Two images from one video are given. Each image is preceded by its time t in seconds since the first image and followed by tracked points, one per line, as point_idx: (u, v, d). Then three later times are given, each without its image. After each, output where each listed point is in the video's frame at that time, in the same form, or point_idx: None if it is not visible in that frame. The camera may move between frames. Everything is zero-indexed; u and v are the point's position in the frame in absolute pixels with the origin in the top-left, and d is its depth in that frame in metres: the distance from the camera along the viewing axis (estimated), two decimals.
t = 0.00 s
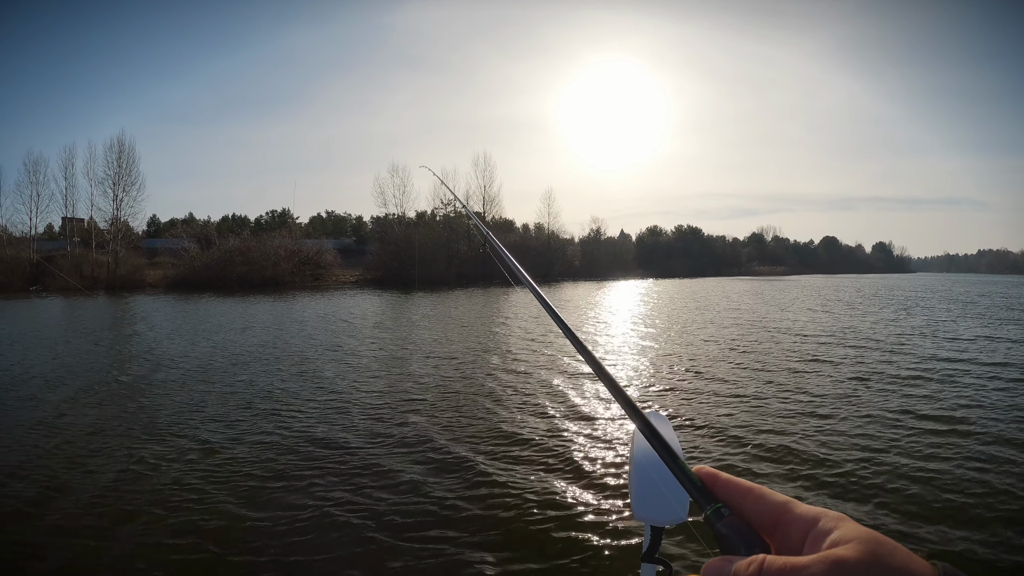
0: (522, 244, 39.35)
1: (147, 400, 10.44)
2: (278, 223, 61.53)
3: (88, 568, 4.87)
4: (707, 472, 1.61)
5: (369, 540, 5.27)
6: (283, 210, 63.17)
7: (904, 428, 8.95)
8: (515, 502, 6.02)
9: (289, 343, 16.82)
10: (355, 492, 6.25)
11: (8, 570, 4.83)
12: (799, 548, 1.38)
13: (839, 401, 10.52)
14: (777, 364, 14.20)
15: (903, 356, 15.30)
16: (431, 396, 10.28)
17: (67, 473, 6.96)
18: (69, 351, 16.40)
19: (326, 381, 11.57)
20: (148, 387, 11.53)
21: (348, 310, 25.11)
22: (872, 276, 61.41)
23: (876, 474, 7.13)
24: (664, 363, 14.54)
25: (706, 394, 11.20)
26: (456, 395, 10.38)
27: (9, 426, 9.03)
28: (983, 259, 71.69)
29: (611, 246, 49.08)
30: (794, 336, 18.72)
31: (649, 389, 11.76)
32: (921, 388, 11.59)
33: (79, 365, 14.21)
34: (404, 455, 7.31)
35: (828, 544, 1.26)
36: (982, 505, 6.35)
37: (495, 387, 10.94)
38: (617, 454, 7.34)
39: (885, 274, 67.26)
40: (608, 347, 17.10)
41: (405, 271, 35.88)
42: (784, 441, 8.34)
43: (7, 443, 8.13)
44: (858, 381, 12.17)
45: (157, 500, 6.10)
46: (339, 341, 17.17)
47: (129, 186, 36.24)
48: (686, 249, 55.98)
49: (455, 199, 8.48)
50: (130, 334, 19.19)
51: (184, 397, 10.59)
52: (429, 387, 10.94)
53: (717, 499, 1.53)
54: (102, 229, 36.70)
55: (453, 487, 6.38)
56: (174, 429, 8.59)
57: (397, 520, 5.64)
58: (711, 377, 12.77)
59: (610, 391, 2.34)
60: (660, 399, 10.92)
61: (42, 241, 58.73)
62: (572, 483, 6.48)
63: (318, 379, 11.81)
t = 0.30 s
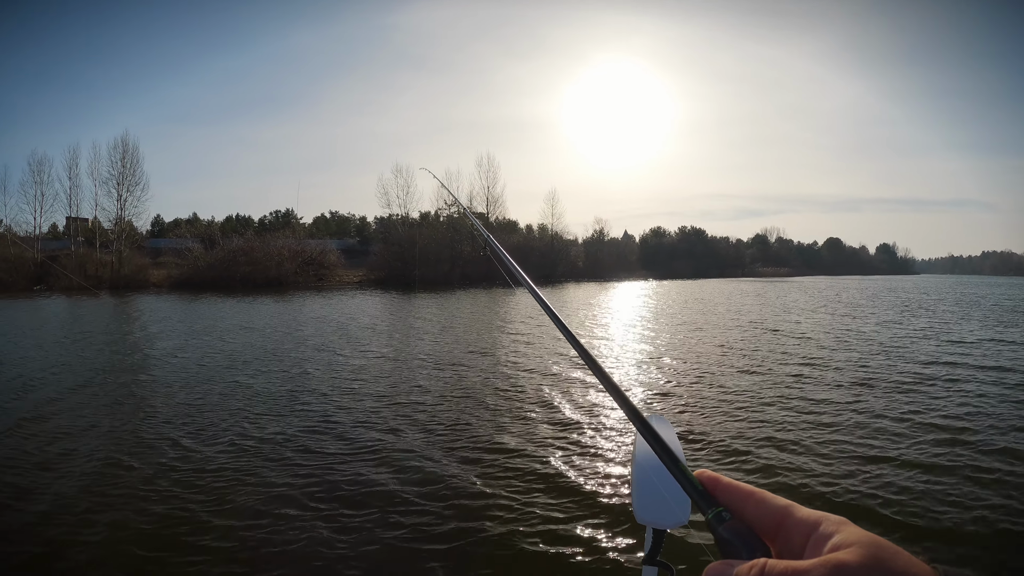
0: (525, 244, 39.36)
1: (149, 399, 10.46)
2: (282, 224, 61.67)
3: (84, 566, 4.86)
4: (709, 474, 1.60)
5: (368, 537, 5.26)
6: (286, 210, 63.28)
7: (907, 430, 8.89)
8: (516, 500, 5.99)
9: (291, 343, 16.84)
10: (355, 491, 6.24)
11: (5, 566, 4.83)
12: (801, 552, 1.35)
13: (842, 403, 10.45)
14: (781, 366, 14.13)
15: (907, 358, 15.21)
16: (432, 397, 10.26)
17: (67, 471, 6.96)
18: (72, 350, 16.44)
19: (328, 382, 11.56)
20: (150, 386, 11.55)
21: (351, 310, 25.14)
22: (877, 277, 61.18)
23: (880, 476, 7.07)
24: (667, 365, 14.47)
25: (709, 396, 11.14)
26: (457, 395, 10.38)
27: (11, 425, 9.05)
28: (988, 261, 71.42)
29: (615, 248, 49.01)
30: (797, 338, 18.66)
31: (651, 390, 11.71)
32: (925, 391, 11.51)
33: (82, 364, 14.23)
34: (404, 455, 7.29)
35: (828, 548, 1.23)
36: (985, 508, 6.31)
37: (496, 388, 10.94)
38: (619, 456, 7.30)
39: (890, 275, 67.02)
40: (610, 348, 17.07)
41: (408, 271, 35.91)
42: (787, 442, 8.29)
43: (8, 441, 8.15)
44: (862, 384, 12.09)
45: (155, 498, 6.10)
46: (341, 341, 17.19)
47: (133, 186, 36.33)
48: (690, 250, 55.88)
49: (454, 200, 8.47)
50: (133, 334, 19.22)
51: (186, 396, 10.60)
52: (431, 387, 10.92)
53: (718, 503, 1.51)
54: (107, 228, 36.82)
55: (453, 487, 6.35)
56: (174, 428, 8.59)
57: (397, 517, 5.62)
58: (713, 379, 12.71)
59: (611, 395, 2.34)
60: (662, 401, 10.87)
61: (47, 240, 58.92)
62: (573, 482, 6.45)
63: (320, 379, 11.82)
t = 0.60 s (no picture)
0: (528, 244, 39.37)
1: (152, 398, 10.50)
2: (285, 223, 61.83)
3: (83, 565, 4.88)
4: (708, 478, 1.63)
5: (367, 537, 5.26)
6: (290, 210, 63.47)
7: (910, 432, 8.85)
8: (515, 500, 5.98)
9: (294, 343, 16.90)
10: (354, 489, 6.24)
11: (5, 565, 4.85)
12: (800, 556, 1.33)
13: (845, 404, 10.41)
14: (784, 366, 14.09)
15: (910, 359, 15.17)
16: (433, 396, 10.25)
17: (67, 470, 6.99)
18: (75, 349, 16.50)
19: (329, 381, 11.56)
20: (152, 385, 11.59)
21: (354, 310, 25.18)
22: (880, 278, 61.03)
23: (881, 477, 7.04)
24: (669, 365, 14.44)
25: (711, 396, 11.12)
26: (459, 394, 10.40)
27: (13, 423, 9.09)
28: (991, 263, 71.34)
29: (618, 248, 48.99)
30: (800, 338, 18.64)
31: (653, 390, 11.68)
32: (928, 391, 11.49)
33: (85, 363, 14.30)
34: (404, 454, 7.29)
35: (828, 550, 1.22)
36: (987, 511, 6.28)
37: (498, 387, 10.96)
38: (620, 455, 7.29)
39: (893, 276, 66.87)
40: (612, 348, 17.09)
41: (410, 271, 35.97)
42: (789, 443, 8.26)
43: (10, 440, 8.18)
44: (865, 385, 12.04)
45: (155, 497, 6.12)
46: (344, 341, 17.22)
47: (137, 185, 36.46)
48: (693, 251, 55.84)
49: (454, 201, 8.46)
50: (136, 333, 19.29)
51: (188, 395, 10.65)
52: (433, 387, 10.95)
53: (717, 507, 1.52)
54: (111, 228, 36.98)
55: (453, 486, 6.35)
56: (175, 427, 8.61)
57: (397, 517, 5.62)
58: (716, 379, 12.67)
59: (612, 397, 2.35)
60: (664, 401, 10.84)
61: (51, 240, 59.22)
62: (574, 481, 6.44)
63: (322, 378, 11.86)
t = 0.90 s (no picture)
0: (529, 242, 39.37)
1: (153, 396, 10.53)
2: (286, 222, 61.90)
3: (84, 563, 4.88)
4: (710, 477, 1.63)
5: (368, 535, 5.26)
6: (291, 208, 63.49)
7: (912, 431, 8.83)
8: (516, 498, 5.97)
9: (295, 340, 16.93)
10: (355, 488, 6.24)
11: (5, 563, 4.85)
12: (801, 556, 1.34)
13: (847, 403, 10.39)
14: (785, 365, 14.05)
15: (912, 357, 15.17)
16: (434, 394, 10.24)
17: (68, 468, 6.98)
18: (77, 347, 16.56)
19: (329, 380, 11.54)
20: (154, 384, 11.59)
21: (355, 308, 25.20)
22: (882, 277, 60.94)
23: (883, 477, 7.03)
24: (671, 364, 14.40)
25: (713, 395, 11.08)
26: (460, 392, 10.42)
27: (14, 422, 9.08)
28: (993, 261, 71.16)
29: (619, 246, 48.94)
30: (802, 337, 18.63)
31: (654, 389, 11.70)
32: (928, 390, 11.50)
33: (86, 362, 14.28)
34: (405, 452, 7.28)
35: (828, 551, 1.23)
36: (989, 511, 6.27)
37: (498, 385, 10.98)
38: (622, 453, 7.27)
39: (894, 275, 66.69)
40: (613, 346, 17.11)
41: (411, 269, 36.00)
42: (791, 442, 8.24)
43: (10, 439, 8.17)
44: (867, 384, 12.01)
45: (155, 496, 6.11)
46: (346, 338, 17.26)
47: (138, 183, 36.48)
48: (694, 249, 55.80)
49: (455, 200, 8.42)
50: (138, 331, 19.36)
51: (190, 393, 10.69)
52: (434, 385, 10.98)
53: (719, 506, 1.52)
54: (112, 226, 37.04)
55: (453, 484, 6.34)
56: (175, 426, 8.60)
57: (398, 515, 5.63)
58: (717, 378, 12.64)
59: (611, 395, 2.34)
60: (665, 400, 10.82)
61: (52, 238, 59.30)
62: (575, 480, 6.43)
63: (323, 376, 11.89)
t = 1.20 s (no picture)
0: (530, 241, 39.37)
1: (153, 395, 10.54)
2: (287, 220, 61.93)
3: (84, 563, 4.88)
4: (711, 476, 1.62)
5: (370, 536, 5.24)
6: (292, 206, 63.50)
7: (914, 432, 8.80)
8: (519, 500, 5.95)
9: (295, 339, 16.95)
10: (356, 488, 6.23)
11: (5, 561, 4.84)
12: (801, 554, 1.34)
13: (850, 404, 10.35)
14: (787, 365, 14.03)
15: (911, 357, 15.18)
16: (435, 394, 10.23)
17: (67, 467, 6.97)
18: (77, 345, 16.58)
19: (330, 379, 11.52)
20: (154, 382, 11.59)
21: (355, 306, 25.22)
22: (882, 276, 60.97)
23: (884, 478, 7.02)
24: (672, 363, 14.37)
25: (713, 394, 11.09)
26: (460, 391, 10.44)
27: (14, 421, 9.08)
28: (993, 261, 71.14)
29: (620, 245, 48.94)
30: (802, 336, 18.64)
31: (654, 388, 11.71)
32: (928, 390, 11.50)
33: (87, 360, 14.29)
34: (406, 452, 7.27)
35: (828, 548, 1.22)
36: (990, 511, 6.26)
37: (498, 384, 11.00)
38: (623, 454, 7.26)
39: (894, 274, 66.75)
40: (613, 345, 17.13)
41: (411, 268, 36.02)
42: (793, 442, 8.23)
43: (10, 437, 8.17)
44: (868, 383, 12.00)
45: (155, 495, 6.10)
46: (346, 337, 17.28)
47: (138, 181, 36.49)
48: (695, 248, 55.80)
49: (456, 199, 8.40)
50: (138, 329, 19.36)
51: (190, 391, 10.70)
52: (434, 384, 11.01)
53: (720, 504, 1.51)
54: (112, 224, 37.06)
55: (455, 484, 6.33)
56: (175, 425, 8.59)
57: (399, 516, 5.62)
58: (719, 377, 12.61)
59: (612, 393, 2.34)
60: (666, 399, 10.80)
61: (53, 236, 59.29)
62: (575, 480, 6.43)
63: (323, 375, 11.90)
